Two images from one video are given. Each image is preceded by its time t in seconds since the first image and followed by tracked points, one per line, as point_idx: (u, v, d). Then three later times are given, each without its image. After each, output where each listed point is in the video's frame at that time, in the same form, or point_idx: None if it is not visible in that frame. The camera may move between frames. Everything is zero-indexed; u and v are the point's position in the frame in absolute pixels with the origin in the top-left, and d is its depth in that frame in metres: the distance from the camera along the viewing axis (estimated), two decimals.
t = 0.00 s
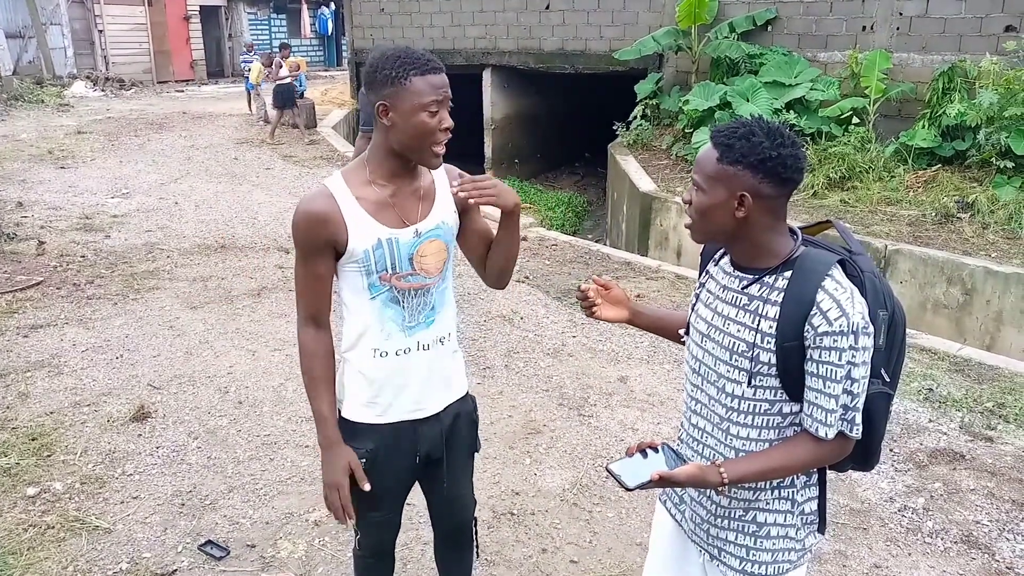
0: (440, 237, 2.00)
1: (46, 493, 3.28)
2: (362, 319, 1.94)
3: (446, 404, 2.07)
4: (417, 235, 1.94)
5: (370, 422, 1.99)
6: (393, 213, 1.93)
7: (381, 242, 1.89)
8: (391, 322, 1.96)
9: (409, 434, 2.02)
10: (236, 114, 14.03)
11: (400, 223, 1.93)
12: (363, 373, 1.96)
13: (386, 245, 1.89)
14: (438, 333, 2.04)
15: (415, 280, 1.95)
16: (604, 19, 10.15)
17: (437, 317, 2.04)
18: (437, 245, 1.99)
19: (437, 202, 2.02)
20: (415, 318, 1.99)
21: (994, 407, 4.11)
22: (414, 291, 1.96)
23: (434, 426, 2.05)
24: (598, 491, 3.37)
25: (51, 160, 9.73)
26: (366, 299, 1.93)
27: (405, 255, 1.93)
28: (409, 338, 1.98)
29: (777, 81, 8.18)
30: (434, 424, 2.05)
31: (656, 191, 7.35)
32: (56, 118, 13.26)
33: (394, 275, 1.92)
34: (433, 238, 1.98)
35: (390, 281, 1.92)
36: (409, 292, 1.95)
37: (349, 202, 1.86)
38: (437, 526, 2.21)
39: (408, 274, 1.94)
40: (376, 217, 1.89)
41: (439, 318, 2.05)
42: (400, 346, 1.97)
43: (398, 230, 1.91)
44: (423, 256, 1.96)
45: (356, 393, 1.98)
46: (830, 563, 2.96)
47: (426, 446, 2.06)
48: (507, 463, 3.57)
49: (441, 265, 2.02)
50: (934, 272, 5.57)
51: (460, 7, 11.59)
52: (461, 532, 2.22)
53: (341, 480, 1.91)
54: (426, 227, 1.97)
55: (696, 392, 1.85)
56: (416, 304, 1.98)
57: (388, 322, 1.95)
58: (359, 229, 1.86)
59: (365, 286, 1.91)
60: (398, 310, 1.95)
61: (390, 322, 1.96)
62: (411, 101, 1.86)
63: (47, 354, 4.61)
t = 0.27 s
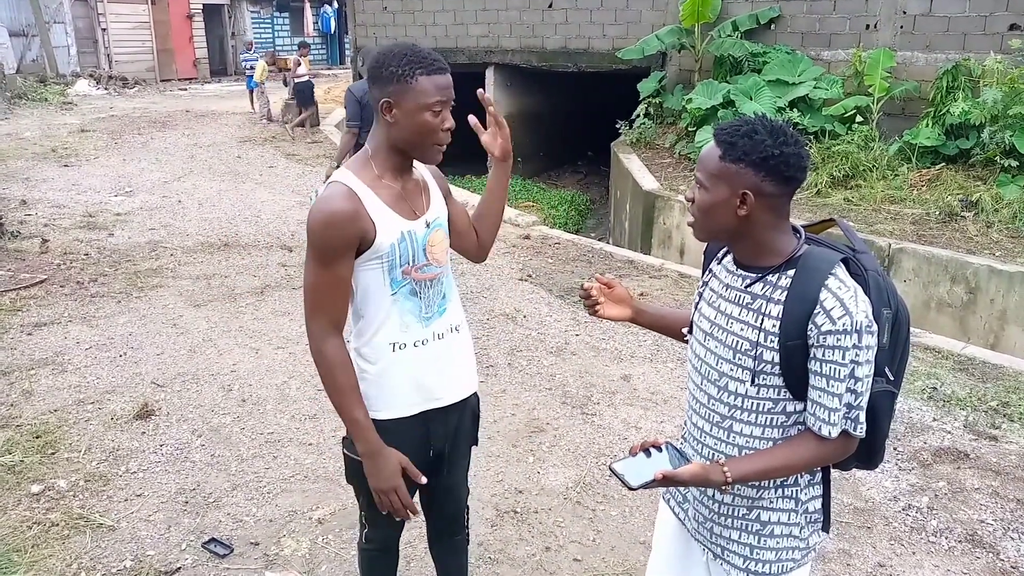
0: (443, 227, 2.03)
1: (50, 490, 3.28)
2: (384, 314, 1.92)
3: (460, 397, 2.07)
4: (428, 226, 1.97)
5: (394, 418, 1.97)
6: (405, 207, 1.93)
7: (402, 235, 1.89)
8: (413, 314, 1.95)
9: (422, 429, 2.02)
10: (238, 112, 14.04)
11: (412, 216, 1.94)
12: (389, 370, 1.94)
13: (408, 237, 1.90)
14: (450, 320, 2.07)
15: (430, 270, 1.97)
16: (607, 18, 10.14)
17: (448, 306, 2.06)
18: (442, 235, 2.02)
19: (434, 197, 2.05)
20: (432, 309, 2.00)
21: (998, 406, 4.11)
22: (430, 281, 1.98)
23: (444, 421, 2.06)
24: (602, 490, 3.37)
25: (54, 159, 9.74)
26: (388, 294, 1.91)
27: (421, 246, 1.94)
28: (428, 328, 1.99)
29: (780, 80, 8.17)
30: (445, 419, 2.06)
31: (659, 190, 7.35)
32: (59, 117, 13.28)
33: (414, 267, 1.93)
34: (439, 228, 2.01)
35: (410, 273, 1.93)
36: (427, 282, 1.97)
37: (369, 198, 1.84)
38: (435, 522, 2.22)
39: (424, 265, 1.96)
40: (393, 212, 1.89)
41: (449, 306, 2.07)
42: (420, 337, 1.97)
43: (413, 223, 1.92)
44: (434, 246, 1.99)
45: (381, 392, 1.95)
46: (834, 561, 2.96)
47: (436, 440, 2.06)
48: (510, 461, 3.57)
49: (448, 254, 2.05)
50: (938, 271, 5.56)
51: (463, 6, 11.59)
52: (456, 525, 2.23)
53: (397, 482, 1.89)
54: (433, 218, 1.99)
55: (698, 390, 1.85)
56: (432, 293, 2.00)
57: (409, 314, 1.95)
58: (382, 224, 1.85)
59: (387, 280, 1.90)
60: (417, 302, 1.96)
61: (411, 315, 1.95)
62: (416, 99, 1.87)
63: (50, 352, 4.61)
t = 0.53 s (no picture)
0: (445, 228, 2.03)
1: (52, 487, 3.28)
2: (390, 315, 1.91)
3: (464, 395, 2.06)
4: (431, 226, 1.97)
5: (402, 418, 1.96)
6: (410, 207, 1.93)
7: (409, 234, 1.89)
8: (419, 314, 1.95)
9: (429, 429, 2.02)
10: (241, 108, 14.03)
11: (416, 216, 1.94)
12: (396, 370, 1.93)
13: (413, 237, 1.90)
14: (453, 320, 2.07)
15: (435, 269, 1.97)
16: (611, 14, 10.11)
17: (451, 307, 2.06)
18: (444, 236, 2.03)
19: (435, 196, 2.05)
20: (437, 309, 2.00)
21: (1001, 404, 4.09)
22: (435, 281, 1.98)
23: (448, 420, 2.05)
24: (604, 488, 3.36)
25: (56, 155, 9.74)
26: (394, 294, 1.90)
27: (426, 245, 1.94)
28: (433, 328, 1.98)
29: (784, 76, 8.14)
30: (449, 418, 2.05)
31: (663, 186, 7.33)
32: (61, 113, 13.27)
33: (420, 266, 1.93)
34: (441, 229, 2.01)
35: (417, 272, 1.92)
36: (432, 281, 1.97)
37: (375, 199, 1.82)
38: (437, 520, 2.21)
39: (429, 264, 1.95)
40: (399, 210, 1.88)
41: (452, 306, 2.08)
42: (426, 337, 1.96)
43: (418, 223, 1.92)
44: (437, 246, 1.99)
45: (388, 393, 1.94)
46: (837, 560, 2.95)
47: (441, 440, 2.05)
48: (512, 459, 3.57)
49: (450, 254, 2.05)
50: (942, 269, 5.54)
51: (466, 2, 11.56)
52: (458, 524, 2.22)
53: (418, 484, 1.87)
54: (436, 218, 2.00)
55: (702, 388, 1.84)
56: (437, 293, 2.00)
57: (415, 314, 1.94)
58: (389, 224, 1.84)
59: (393, 280, 1.89)
60: (424, 302, 1.96)
61: (417, 315, 1.95)
62: (415, 98, 1.85)
63: (52, 348, 4.61)
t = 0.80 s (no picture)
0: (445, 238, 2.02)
1: (52, 487, 3.27)
2: (380, 321, 1.90)
3: (458, 400, 2.05)
4: (430, 235, 1.95)
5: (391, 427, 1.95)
6: (409, 213, 1.92)
7: (403, 242, 1.87)
8: (410, 322, 1.94)
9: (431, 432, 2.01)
10: (241, 108, 14.01)
11: (415, 222, 1.92)
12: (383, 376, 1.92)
13: (409, 244, 1.89)
14: (445, 333, 2.05)
15: (430, 281, 1.96)
16: (612, 13, 10.10)
17: (443, 319, 2.06)
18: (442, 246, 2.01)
19: (441, 203, 2.04)
20: (429, 319, 1.99)
21: (1004, 404, 4.08)
22: (429, 291, 1.97)
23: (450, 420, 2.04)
24: (605, 488, 3.36)
25: (56, 154, 9.73)
26: (386, 301, 1.89)
27: (422, 254, 1.93)
28: (425, 339, 1.97)
29: (785, 76, 8.13)
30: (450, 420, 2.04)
31: (664, 186, 7.32)
32: (62, 112, 13.26)
33: (413, 275, 1.92)
34: (440, 238, 2.00)
35: (408, 281, 1.91)
36: (426, 291, 1.96)
37: (373, 200, 1.81)
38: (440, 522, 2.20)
39: (424, 275, 1.95)
40: (397, 215, 1.87)
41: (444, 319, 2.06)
42: (418, 347, 1.96)
43: (416, 229, 1.91)
44: (434, 256, 1.97)
45: (378, 400, 1.94)
46: (839, 561, 2.94)
47: (443, 441, 2.04)
48: (514, 459, 3.56)
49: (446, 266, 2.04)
50: (944, 268, 5.53)
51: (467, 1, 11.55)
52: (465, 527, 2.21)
53: (404, 472, 1.81)
54: (436, 227, 1.98)
55: (704, 388, 1.83)
56: (429, 304, 1.99)
57: (407, 322, 1.93)
58: (384, 228, 1.83)
59: (384, 287, 1.88)
60: (415, 311, 1.94)
61: (409, 324, 1.94)
62: (415, 97, 1.85)
63: (53, 348, 4.61)
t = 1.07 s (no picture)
0: (449, 237, 1.95)
1: (51, 485, 3.26)
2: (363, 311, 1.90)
3: (445, 405, 2.02)
4: (426, 232, 1.90)
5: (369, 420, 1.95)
6: (402, 209, 1.89)
7: (388, 236, 1.85)
8: (395, 319, 1.91)
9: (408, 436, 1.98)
10: (241, 105, 13.99)
11: (409, 218, 1.89)
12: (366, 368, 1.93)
13: (395, 240, 1.85)
14: (440, 333, 2.00)
15: (421, 278, 1.91)
16: (613, 10, 10.06)
17: (438, 318, 2.00)
18: (444, 245, 1.94)
19: (448, 201, 1.97)
20: (418, 317, 1.95)
21: (1006, 402, 4.07)
22: (419, 290, 1.92)
23: (435, 423, 2.01)
24: (606, 486, 3.34)
25: (56, 152, 9.71)
26: (371, 294, 1.89)
27: (413, 252, 1.89)
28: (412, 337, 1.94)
29: (787, 73, 8.11)
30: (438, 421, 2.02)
31: (665, 183, 7.30)
32: (61, 109, 13.24)
33: (401, 271, 1.88)
34: (441, 237, 1.93)
35: (394, 277, 1.88)
36: (415, 289, 1.91)
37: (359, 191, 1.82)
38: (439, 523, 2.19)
39: (414, 272, 1.90)
40: (385, 209, 1.85)
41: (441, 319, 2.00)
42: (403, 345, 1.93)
43: (406, 226, 1.87)
44: (431, 254, 1.92)
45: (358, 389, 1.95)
46: (841, 560, 2.92)
47: (427, 445, 2.01)
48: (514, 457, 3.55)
49: (447, 265, 1.98)
50: (946, 266, 5.51)
51: None
52: (463, 527, 2.20)
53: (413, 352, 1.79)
54: (435, 225, 1.92)
55: (705, 387, 1.81)
56: (420, 303, 1.94)
57: (392, 318, 1.91)
58: (367, 221, 1.83)
59: (369, 279, 1.87)
60: (401, 307, 1.91)
61: (394, 320, 1.92)
62: (400, 94, 1.86)
63: (52, 346, 4.59)
